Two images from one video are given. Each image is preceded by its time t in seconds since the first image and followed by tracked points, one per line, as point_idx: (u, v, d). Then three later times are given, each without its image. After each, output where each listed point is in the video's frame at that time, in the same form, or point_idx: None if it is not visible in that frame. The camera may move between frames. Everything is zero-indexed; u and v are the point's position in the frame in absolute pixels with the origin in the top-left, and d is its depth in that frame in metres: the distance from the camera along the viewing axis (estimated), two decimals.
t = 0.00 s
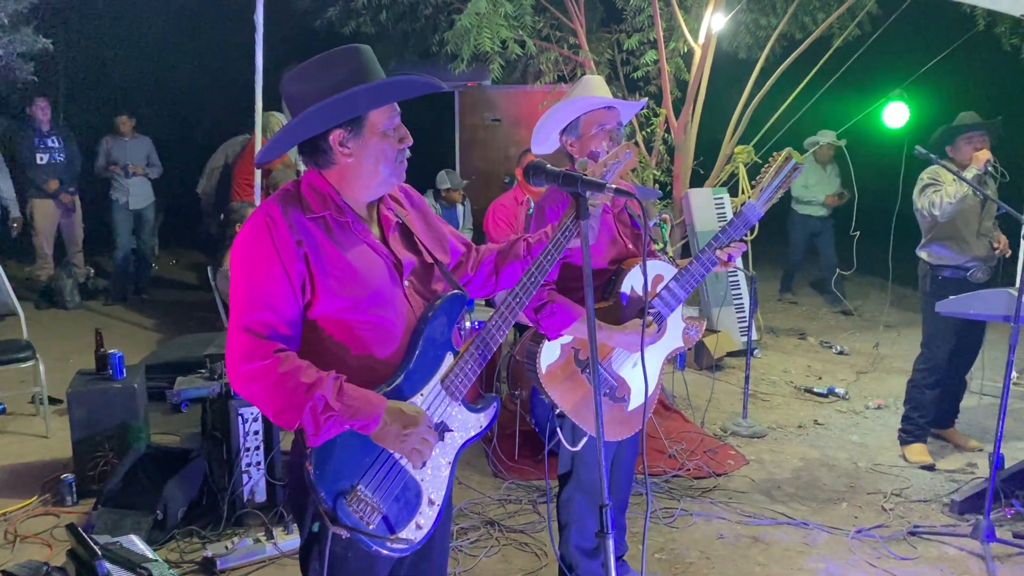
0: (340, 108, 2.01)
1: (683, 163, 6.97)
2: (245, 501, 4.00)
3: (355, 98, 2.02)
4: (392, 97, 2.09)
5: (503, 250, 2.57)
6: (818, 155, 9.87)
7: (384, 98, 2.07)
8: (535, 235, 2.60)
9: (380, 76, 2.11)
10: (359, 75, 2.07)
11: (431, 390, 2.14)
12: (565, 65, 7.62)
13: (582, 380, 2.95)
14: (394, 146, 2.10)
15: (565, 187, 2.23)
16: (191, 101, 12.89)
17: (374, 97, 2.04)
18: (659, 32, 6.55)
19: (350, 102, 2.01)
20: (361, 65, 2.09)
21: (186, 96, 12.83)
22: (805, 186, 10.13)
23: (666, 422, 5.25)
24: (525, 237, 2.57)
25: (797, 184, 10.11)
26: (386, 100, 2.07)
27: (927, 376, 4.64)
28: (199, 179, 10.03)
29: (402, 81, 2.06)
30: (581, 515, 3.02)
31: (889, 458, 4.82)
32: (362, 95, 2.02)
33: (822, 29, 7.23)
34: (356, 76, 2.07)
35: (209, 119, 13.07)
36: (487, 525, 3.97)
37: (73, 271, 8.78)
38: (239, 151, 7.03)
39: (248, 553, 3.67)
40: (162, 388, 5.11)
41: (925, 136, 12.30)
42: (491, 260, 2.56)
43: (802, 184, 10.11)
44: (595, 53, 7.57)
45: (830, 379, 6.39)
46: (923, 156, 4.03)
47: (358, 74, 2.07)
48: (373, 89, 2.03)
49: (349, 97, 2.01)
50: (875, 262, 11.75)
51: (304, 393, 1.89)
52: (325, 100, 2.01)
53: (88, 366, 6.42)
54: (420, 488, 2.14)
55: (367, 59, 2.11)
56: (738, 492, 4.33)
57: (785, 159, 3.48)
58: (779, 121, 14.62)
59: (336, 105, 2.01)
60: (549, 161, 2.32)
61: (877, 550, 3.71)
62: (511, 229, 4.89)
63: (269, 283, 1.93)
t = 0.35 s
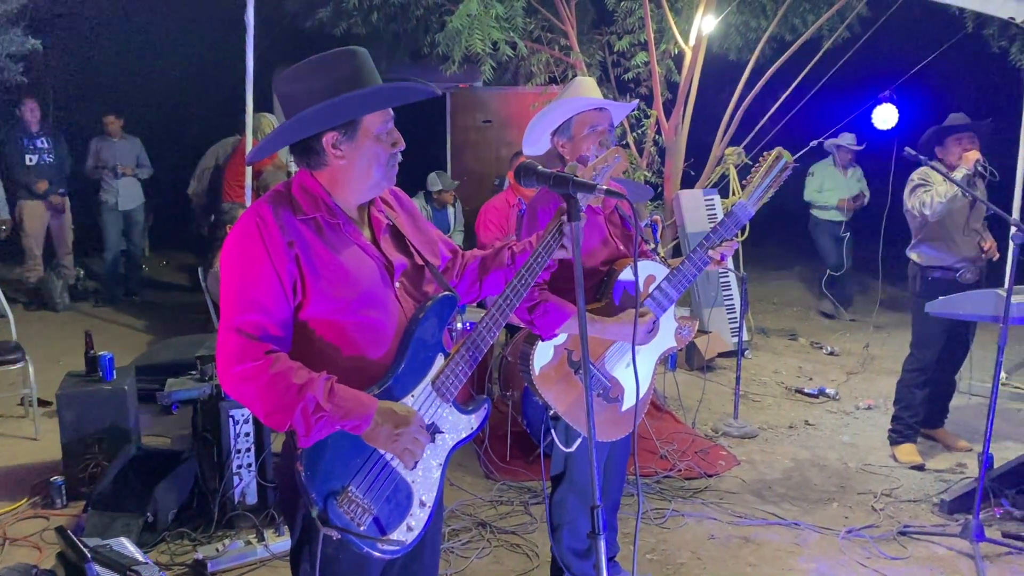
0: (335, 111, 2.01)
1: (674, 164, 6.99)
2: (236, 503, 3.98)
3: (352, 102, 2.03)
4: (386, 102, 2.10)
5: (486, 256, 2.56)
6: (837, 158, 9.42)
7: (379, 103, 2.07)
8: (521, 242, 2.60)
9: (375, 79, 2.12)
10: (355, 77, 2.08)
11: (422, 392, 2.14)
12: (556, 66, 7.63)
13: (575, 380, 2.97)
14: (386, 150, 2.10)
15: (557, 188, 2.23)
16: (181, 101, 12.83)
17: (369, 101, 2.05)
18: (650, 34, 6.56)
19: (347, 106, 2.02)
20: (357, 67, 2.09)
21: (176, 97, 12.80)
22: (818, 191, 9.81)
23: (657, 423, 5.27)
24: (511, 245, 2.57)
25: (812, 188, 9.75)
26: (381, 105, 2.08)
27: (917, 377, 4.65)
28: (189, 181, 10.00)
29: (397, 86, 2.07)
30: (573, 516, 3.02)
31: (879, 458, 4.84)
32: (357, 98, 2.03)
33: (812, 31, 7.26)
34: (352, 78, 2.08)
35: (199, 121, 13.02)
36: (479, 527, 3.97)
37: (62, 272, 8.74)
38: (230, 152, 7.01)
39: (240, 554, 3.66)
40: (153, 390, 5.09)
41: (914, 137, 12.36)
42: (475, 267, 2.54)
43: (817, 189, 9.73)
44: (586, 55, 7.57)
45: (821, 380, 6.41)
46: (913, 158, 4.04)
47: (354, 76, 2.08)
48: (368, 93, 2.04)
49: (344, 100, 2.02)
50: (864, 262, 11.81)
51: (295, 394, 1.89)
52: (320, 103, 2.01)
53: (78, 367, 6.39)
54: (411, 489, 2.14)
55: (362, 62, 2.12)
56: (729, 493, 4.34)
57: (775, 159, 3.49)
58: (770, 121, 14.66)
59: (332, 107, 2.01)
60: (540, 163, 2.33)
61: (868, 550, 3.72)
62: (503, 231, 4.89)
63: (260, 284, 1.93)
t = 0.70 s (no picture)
0: (319, 115, 2.01)
1: (658, 167, 7.02)
2: (219, 508, 3.95)
3: (336, 105, 2.02)
4: (370, 106, 2.09)
5: (460, 266, 2.54)
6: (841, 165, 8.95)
7: (363, 107, 2.06)
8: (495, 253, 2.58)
9: (357, 83, 2.12)
10: (338, 81, 2.08)
11: (405, 395, 2.13)
12: (541, 70, 7.64)
13: (560, 383, 2.95)
14: (369, 154, 2.09)
15: (539, 191, 2.24)
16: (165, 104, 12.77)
17: (352, 105, 2.04)
18: (635, 37, 6.59)
19: (331, 109, 2.02)
20: (339, 71, 2.09)
21: (160, 99, 12.73)
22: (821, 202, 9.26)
23: (642, 425, 5.27)
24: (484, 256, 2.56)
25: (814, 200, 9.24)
26: (365, 108, 2.07)
27: (900, 378, 4.68)
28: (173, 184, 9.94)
29: (381, 90, 2.06)
30: (558, 519, 3.02)
31: (861, 460, 4.87)
32: (342, 102, 2.03)
33: (795, 35, 7.31)
34: (335, 82, 2.08)
35: (183, 125, 12.96)
36: (463, 530, 3.96)
37: (44, 276, 8.66)
38: (213, 155, 6.98)
39: (222, 559, 3.63)
40: (135, 395, 5.05)
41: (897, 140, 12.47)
42: (446, 278, 2.53)
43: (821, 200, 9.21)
44: (571, 58, 7.58)
45: (804, 382, 6.44)
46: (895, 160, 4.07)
47: (337, 80, 2.08)
48: (351, 96, 2.03)
49: (327, 104, 2.01)
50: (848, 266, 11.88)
51: (276, 399, 1.88)
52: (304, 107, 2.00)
53: (59, 372, 6.33)
54: (394, 492, 2.13)
55: (344, 65, 2.11)
56: (713, 495, 4.35)
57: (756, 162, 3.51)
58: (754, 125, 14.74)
59: (315, 111, 2.01)
60: (523, 165, 2.33)
61: (851, 552, 3.73)
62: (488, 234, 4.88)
63: (241, 288, 1.92)
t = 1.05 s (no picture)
0: (301, 113, 1.99)
1: (645, 167, 7.02)
2: (202, 511, 3.91)
3: (318, 102, 2.01)
4: (349, 102, 2.08)
5: (439, 270, 2.53)
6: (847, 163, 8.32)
7: (343, 102, 2.06)
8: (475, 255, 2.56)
9: (335, 81, 2.11)
10: (319, 78, 2.06)
11: (386, 396, 2.11)
12: (527, 70, 7.63)
13: (544, 379, 2.93)
14: (350, 149, 2.09)
15: (523, 190, 2.22)
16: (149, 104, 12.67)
17: (333, 101, 2.03)
18: (621, 37, 6.59)
19: (314, 106, 2.00)
20: (318, 68, 2.07)
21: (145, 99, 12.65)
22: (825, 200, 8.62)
23: (629, 426, 5.27)
24: (464, 258, 2.53)
25: (817, 198, 8.63)
26: (346, 103, 2.07)
27: (885, 377, 4.69)
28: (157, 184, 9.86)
29: (361, 85, 2.06)
30: (545, 519, 3.00)
31: (847, 460, 4.87)
32: (323, 99, 2.02)
33: (781, 35, 7.33)
34: (315, 80, 2.06)
35: (168, 125, 12.89)
36: (449, 532, 3.94)
37: (26, 277, 8.58)
38: (197, 155, 6.93)
39: (205, 563, 3.60)
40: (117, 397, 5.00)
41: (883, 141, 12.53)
42: (426, 282, 2.51)
43: (824, 198, 8.60)
44: (557, 58, 7.57)
45: (790, 382, 6.45)
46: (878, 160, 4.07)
47: (318, 78, 2.06)
48: (332, 93, 2.03)
49: (309, 102, 2.00)
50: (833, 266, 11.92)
51: (255, 402, 1.86)
52: (286, 106, 1.98)
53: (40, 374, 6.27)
54: (376, 494, 2.11)
55: (321, 63, 2.10)
56: (699, 495, 4.35)
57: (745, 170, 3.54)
58: (740, 125, 14.78)
59: (298, 109, 1.99)
60: (508, 165, 2.32)
61: (837, 552, 3.73)
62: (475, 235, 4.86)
63: (218, 290, 1.89)
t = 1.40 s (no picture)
0: (283, 112, 1.98)
1: (629, 168, 7.04)
2: (185, 514, 3.89)
3: (299, 101, 2.00)
4: (329, 100, 2.08)
5: (420, 273, 2.52)
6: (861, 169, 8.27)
7: (323, 100, 2.05)
8: (454, 257, 2.56)
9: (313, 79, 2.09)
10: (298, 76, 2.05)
11: (367, 396, 2.10)
12: (512, 70, 7.62)
13: (529, 372, 2.93)
14: (331, 148, 2.09)
15: (506, 190, 2.21)
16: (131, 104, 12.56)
17: (314, 99, 2.02)
18: (605, 38, 6.60)
19: (295, 105, 1.99)
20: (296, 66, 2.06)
21: (128, 100, 12.57)
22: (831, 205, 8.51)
23: (614, 426, 5.28)
24: (443, 261, 2.53)
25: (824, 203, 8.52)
26: (326, 101, 2.06)
27: (867, 376, 4.71)
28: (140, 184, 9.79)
29: (341, 82, 2.05)
30: (533, 519, 2.96)
31: (831, 458, 4.90)
32: (304, 97, 2.00)
33: (764, 36, 7.36)
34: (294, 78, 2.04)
35: (151, 125, 12.83)
36: (434, 533, 3.93)
37: (7, 279, 8.50)
38: (180, 156, 6.89)
39: (188, 566, 3.57)
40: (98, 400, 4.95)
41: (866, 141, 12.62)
42: (407, 283, 2.51)
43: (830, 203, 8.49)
44: (542, 59, 7.56)
45: (774, 381, 6.48)
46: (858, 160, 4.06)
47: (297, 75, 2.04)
48: (313, 91, 2.01)
49: (290, 100, 1.98)
50: (818, 266, 11.99)
51: (234, 402, 1.85)
52: (266, 105, 1.97)
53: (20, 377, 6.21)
54: (357, 495, 2.10)
55: (300, 61, 2.08)
56: (684, 494, 4.36)
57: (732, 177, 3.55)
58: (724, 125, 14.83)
59: (279, 108, 1.97)
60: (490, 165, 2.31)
61: (820, 550, 3.75)
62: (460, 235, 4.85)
63: (196, 289, 1.88)
